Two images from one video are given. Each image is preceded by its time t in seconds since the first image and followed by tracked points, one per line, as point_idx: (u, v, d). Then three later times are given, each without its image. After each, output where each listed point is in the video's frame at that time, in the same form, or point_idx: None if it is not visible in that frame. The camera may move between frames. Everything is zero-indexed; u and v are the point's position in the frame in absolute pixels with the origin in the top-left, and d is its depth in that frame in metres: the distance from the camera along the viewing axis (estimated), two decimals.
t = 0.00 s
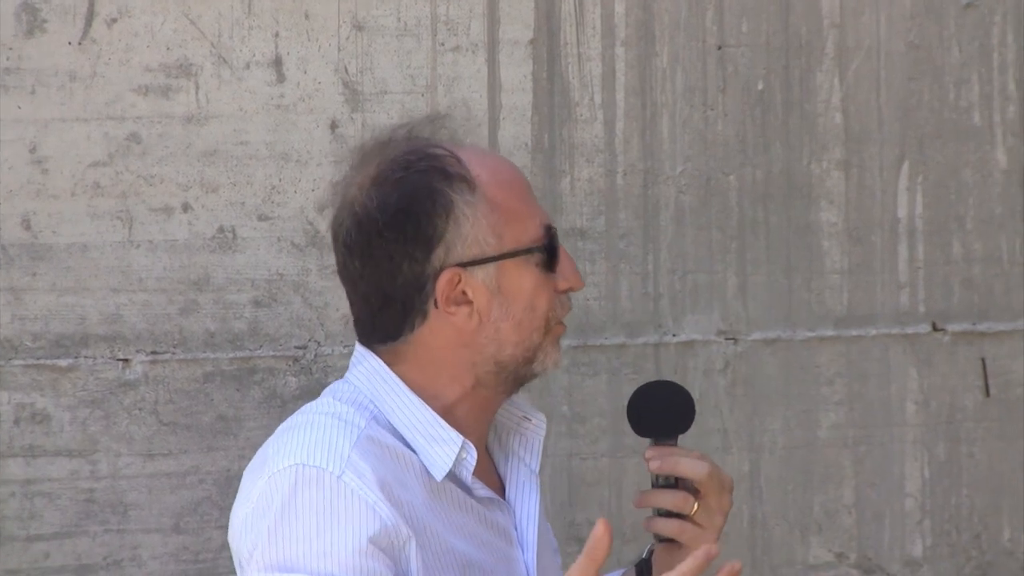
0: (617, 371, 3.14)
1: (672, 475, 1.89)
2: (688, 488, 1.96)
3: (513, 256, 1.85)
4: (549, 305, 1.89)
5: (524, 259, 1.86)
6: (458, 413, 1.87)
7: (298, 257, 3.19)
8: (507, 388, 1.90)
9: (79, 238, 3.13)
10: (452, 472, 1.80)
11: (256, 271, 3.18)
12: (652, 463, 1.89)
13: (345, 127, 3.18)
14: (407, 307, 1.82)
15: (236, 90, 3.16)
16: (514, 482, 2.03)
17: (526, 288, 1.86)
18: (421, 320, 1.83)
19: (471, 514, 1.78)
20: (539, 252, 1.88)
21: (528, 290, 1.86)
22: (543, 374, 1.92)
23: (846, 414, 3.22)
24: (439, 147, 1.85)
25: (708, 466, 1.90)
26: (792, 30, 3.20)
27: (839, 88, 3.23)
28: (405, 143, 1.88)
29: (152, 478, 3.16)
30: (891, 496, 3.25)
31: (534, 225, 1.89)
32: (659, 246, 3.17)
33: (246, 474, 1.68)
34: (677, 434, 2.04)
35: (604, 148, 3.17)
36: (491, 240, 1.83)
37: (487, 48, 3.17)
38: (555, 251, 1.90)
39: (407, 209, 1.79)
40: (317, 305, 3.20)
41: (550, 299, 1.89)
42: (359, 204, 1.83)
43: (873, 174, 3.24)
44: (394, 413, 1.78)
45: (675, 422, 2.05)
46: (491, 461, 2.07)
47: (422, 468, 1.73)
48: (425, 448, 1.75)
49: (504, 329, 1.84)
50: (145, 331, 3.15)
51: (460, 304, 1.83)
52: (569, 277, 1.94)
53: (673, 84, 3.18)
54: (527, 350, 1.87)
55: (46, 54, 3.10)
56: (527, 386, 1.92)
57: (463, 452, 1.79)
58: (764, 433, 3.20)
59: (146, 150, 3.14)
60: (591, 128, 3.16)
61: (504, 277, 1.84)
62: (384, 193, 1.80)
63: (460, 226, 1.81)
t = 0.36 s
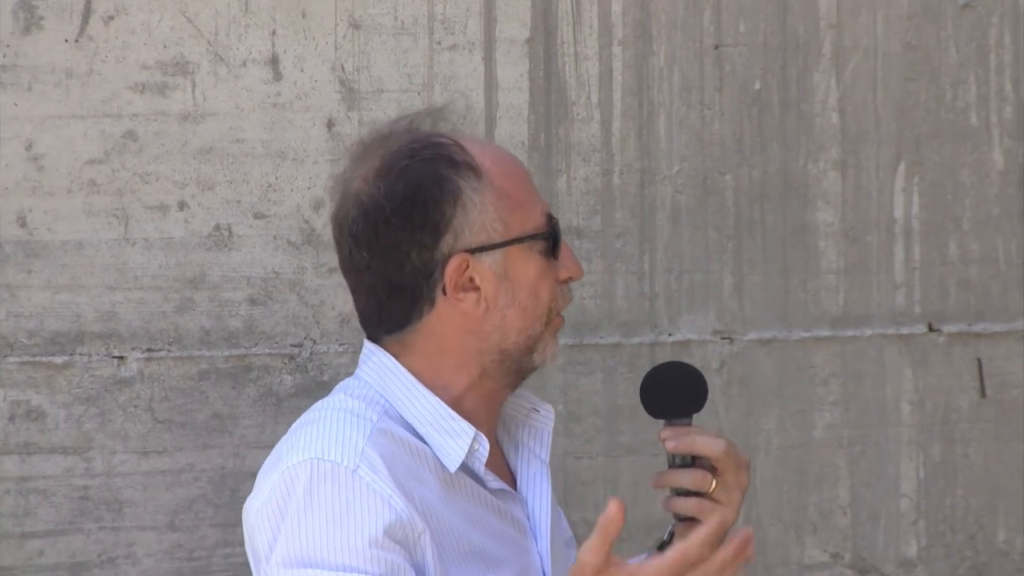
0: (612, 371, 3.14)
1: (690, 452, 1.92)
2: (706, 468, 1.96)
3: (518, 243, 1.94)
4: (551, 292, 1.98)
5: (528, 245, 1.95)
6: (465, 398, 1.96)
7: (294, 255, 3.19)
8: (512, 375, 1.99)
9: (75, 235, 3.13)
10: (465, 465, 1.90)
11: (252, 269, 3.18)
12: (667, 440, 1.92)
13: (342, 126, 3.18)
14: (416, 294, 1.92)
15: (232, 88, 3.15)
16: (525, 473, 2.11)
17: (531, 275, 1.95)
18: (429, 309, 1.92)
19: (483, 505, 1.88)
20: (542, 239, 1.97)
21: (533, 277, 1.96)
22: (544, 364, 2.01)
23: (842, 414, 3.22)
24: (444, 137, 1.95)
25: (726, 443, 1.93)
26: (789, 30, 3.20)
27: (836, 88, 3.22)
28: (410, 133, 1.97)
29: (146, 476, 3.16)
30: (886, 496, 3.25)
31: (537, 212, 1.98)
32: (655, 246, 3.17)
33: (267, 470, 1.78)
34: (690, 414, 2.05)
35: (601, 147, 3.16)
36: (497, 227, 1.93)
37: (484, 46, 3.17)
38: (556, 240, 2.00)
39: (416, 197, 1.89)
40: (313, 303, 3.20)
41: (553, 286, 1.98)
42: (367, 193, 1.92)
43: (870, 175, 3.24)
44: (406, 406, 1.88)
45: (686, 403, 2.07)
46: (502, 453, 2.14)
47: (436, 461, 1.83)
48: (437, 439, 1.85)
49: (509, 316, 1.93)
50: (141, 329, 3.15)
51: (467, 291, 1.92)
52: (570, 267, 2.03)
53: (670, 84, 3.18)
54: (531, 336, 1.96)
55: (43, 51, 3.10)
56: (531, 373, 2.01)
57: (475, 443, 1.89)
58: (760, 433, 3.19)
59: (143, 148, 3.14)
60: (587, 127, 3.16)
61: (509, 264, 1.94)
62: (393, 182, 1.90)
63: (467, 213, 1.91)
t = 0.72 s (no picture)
0: (602, 370, 3.14)
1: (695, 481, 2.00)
2: (709, 494, 2.07)
3: (551, 242, 1.98)
4: (581, 291, 2.03)
5: (561, 246, 1.99)
6: (493, 394, 2.00)
7: (283, 253, 3.18)
8: (540, 371, 2.04)
9: (64, 232, 3.12)
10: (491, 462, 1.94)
11: (242, 267, 3.17)
12: (672, 468, 2.01)
13: (331, 124, 3.17)
14: (447, 291, 1.95)
15: (222, 86, 3.15)
16: (544, 473, 2.16)
17: (562, 274, 2.00)
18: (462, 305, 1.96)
19: (508, 503, 1.92)
20: (574, 238, 2.01)
21: (564, 276, 2.00)
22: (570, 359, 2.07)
23: (832, 413, 3.22)
24: (478, 133, 1.97)
25: (730, 473, 2.01)
26: (780, 29, 3.20)
27: (826, 87, 3.22)
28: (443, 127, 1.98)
29: (135, 474, 3.16)
30: (876, 495, 3.25)
31: (569, 212, 2.02)
32: (645, 244, 3.16)
33: (298, 457, 1.79)
34: (698, 442, 2.11)
35: (591, 145, 3.16)
36: (531, 226, 1.95)
37: (474, 44, 3.17)
38: (586, 239, 2.04)
39: (451, 194, 1.91)
40: (303, 301, 3.20)
41: (583, 285, 2.03)
42: (402, 188, 1.94)
43: (860, 174, 3.24)
44: (434, 401, 1.92)
45: (694, 429, 2.13)
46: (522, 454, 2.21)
47: (465, 458, 1.87)
48: (465, 436, 1.89)
49: (541, 314, 1.98)
50: (130, 327, 3.15)
51: (500, 289, 1.95)
52: (597, 266, 2.08)
53: (660, 82, 3.18)
54: (560, 334, 2.01)
55: (32, 48, 3.10)
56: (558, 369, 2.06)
57: (502, 442, 1.93)
58: (749, 432, 3.19)
59: (132, 146, 3.13)
60: (578, 126, 3.16)
61: (541, 263, 1.98)
62: (428, 178, 1.91)
63: (503, 211, 1.93)
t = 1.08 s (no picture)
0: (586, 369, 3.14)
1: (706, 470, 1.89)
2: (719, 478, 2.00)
3: (572, 246, 2.04)
4: (601, 295, 2.08)
5: (582, 249, 2.05)
6: (509, 390, 2.07)
7: (267, 253, 3.18)
8: (558, 371, 2.10)
9: (47, 233, 3.12)
10: (501, 454, 1.99)
11: (226, 267, 3.17)
12: (683, 460, 1.89)
13: (315, 124, 3.17)
14: (467, 288, 2.03)
15: (206, 86, 3.15)
16: (557, 466, 2.22)
17: (582, 278, 2.05)
18: (480, 304, 2.02)
19: (515, 495, 1.97)
20: (596, 243, 2.07)
21: (584, 280, 2.05)
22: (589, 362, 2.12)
23: (816, 413, 3.22)
24: (507, 135, 2.05)
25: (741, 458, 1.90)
26: (763, 28, 3.20)
27: (810, 86, 3.22)
28: (473, 128, 2.07)
29: (119, 475, 3.16)
30: (861, 494, 3.25)
31: (593, 217, 2.07)
32: (629, 244, 3.16)
33: (310, 445, 1.85)
34: (706, 429, 2.07)
35: (574, 145, 3.15)
36: (551, 229, 2.02)
37: (457, 44, 3.17)
38: (609, 245, 2.09)
39: (474, 194, 1.99)
40: (287, 302, 3.19)
41: (604, 289, 2.08)
42: (427, 186, 2.03)
43: (844, 172, 3.23)
44: (445, 394, 1.97)
45: (703, 417, 2.09)
46: (536, 448, 2.26)
47: (474, 449, 1.92)
48: (475, 427, 1.94)
49: (558, 316, 2.03)
50: (114, 328, 3.15)
51: (518, 290, 2.02)
52: (622, 271, 2.13)
53: (643, 82, 3.18)
54: (578, 336, 2.07)
55: (15, 49, 3.09)
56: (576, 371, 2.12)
57: (513, 435, 1.98)
58: (734, 431, 3.19)
59: (115, 147, 3.13)
60: (561, 126, 3.16)
61: (561, 266, 2.03)
62: (452, 177, 2.00)
63: (523, 214, 2.00)
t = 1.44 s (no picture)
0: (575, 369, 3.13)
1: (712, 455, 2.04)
2: (732, 467, 2.10)
3: (570, 239, 2.12)
4: (605, 285, 2.14)
5: (581, 243, 2.12)
6: (513, 381, 2.16)
7: (256, 252, 3.18)
8: (565, 362, 2.17)
9: (35, 232, 3.11)
10: (500, 440, 2.09)
11: (215, 267, 3.17)
12: (693, 445, 2.03)
13: (304, 123, 3.17)
14: (467, 285, 2.14)
15: (195, 85, 3.14)
16: (569, 455, 2.30)
17: (582, 270, 2.12)
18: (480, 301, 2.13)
19: (511, 479, 2.07)
20: (596, 235, 2.14)
21: (585, 272, 2.12)
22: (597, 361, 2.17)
23: (805, 413, 3.22)
24: (501, 134, 2.16)
25: (746, 443, 2.04)
26: (752, 29, 3.20)
27: (799, 86, 3.22)
28: (471, 130, 2.19)
29: (107, 474, 3.15)
30: (850, 494, 3.25)
31: (592, 210, 2.15)
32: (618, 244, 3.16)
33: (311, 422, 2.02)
34: (718, 416, 2.17)
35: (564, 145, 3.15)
36: (547, 224, 2.11)
37: (446, 44, 3.17)
38: (611, 237, 2.16)
39: (467, 193, 2.11)
40: (275, 301, 3.19)
41: (607, 280, 2.14)
42: (424, 188, 2.17)
43: (833, 173, 3.23)
44: (442, 383, 2.08)
45: (714, 406, 2.18)
46: (551, 437, 2.35)
47: (468, 435, 2.03)
48: (471, 413, 2.05)
49: (559, 309, 2.11)
50: (102, 327, 3.15)
51: (516, 284, 2.11)
52: (628, 259, 2.18)
53: (632, 82, 3.17)
54: (581, 329, 2.14)
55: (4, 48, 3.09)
56: (584, 364, 2.18)
57: (509, 419, 2.08)
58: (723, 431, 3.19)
59: (104, 145, 3.13)
60: (550, 125, 3.15)
61: (560, 260, 2.11)
62: (447, 179, 2.13)
63: (518, 210, 2.10)
